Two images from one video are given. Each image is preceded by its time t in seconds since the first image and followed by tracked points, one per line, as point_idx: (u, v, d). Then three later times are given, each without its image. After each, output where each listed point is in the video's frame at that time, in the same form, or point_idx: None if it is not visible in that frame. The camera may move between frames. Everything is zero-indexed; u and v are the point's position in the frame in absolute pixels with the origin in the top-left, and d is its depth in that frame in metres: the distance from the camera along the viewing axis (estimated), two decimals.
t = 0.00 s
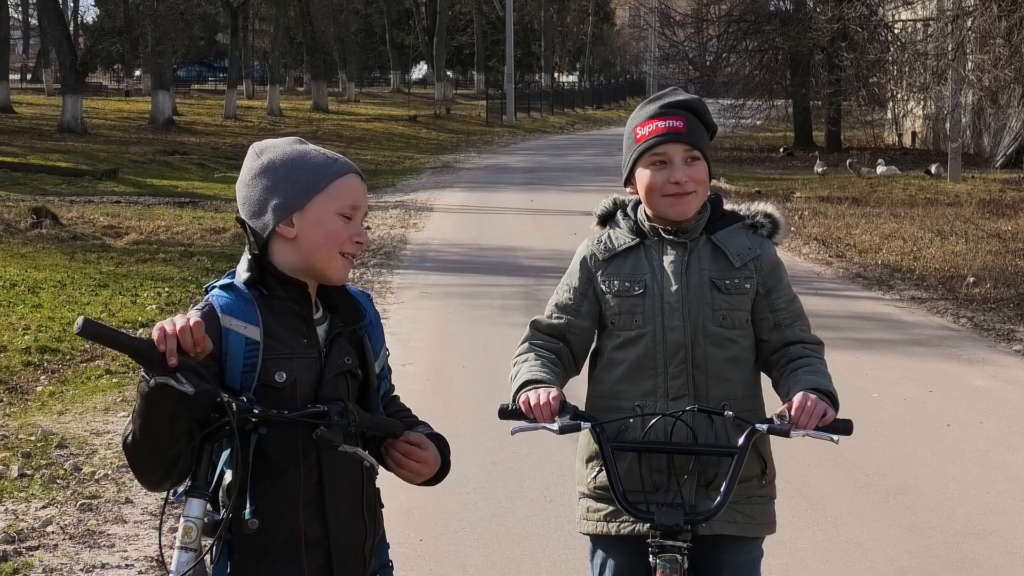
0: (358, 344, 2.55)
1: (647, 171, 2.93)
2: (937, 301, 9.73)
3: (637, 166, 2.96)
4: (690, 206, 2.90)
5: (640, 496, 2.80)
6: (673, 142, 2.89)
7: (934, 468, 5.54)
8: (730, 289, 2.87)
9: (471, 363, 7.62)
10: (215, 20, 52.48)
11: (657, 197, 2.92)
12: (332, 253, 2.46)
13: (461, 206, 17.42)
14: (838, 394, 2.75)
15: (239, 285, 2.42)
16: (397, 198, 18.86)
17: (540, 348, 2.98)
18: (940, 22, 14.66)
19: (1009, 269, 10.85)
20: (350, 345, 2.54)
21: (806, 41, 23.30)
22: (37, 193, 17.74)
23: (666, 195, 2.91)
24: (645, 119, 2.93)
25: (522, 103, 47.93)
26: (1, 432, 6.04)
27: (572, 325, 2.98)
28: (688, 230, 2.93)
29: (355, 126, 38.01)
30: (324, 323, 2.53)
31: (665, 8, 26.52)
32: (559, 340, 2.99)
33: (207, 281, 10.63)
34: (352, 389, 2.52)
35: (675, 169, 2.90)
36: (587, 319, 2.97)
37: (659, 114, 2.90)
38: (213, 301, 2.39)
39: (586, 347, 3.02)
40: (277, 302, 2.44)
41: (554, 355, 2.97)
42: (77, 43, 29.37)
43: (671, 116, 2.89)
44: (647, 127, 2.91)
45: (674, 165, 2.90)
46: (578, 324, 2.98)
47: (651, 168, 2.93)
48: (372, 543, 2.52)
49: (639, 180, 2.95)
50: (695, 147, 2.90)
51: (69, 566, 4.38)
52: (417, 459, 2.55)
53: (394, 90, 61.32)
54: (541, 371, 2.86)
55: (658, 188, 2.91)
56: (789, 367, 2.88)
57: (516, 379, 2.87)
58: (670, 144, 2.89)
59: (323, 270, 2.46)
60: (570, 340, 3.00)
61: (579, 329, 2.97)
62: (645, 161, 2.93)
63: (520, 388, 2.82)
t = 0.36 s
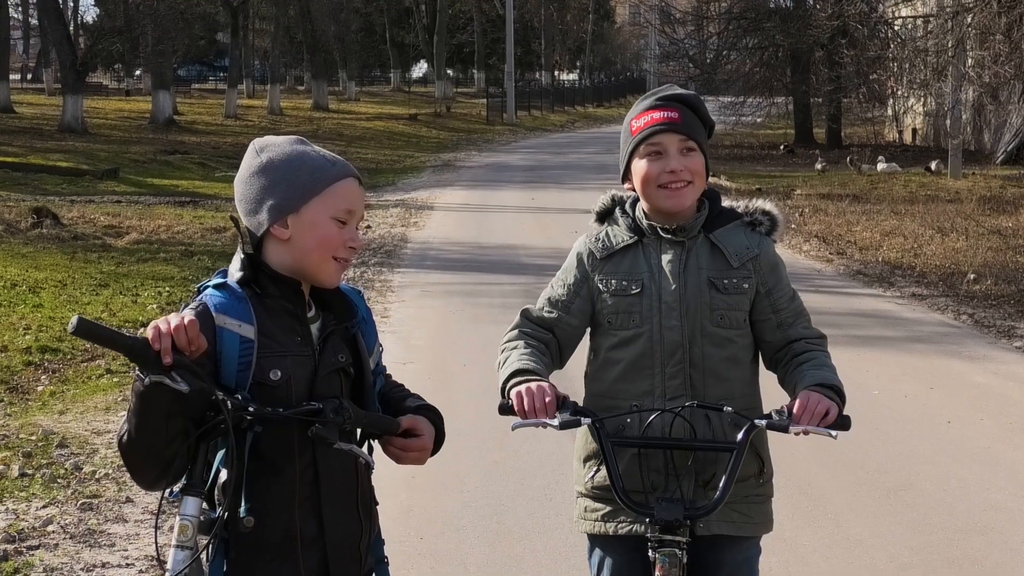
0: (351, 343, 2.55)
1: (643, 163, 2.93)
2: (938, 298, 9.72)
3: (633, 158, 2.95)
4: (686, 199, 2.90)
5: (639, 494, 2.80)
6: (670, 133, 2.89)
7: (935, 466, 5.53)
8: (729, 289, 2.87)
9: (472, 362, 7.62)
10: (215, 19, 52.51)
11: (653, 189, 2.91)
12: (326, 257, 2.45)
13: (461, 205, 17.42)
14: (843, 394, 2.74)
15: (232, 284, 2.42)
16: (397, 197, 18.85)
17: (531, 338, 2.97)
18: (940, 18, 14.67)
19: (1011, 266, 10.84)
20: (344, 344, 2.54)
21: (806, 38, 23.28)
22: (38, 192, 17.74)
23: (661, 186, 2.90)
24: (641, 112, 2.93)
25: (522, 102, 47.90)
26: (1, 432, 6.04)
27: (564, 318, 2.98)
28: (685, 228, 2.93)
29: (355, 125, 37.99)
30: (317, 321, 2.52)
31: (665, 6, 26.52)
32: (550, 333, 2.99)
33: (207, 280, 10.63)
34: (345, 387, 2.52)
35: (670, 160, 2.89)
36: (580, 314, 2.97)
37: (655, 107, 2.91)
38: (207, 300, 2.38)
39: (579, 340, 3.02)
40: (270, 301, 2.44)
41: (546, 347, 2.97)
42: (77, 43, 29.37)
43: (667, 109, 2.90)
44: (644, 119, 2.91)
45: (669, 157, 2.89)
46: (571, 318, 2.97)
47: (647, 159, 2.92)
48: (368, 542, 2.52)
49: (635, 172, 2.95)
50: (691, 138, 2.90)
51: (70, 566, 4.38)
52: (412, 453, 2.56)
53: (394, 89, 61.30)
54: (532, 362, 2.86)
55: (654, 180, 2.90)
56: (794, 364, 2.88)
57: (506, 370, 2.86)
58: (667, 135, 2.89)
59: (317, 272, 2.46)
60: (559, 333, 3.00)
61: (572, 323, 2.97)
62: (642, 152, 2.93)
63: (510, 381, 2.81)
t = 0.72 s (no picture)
0: (350, 342, 2.56)
1: (644, 166, 2.93)
2: (938, 297, 9.72)
3: (634, 161, 2.96)
4: (686, 201, 2.90)
5: (641, 494, 2.80)
6: (670, 136, 2.89)
7: (935, 465, 5.53)
8: (729, 287, 2.87)
9: (472, 362, 7.63)
10: (215, 19, 52.50)
11: (654, 191, 2.92)
12: (325, 261, 2.45)
13: (462, 204, 17.43)
14: (843, 397, 2.73)
15: (231, 285, 2.42)
16: (398, 196, 18.85)
17: (532, 338, 2.96)
18: (940, 16, 14.69)
19: (1011, 265, 10.84)
20: (342, 343, 2.54)
21: (806, 37, 23.25)
22: (38, 193, 17.76)
23: (661, 189, 2.91)
24: (642, 114, 2.94)
25: (523, 101, 47.89)
26: (2, 432, 6.04)
27: (565, 318, 2.97)
28: (686, 228, 2.93)
29: (356, 124, 37.97)
30: (316, 322, 2.52)
31: (665, 5, 26.54)
32: (553, 332, 2.98)
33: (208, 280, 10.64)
34: (344, 388, 2.52)
35: (671, 163, 2.90)
36: (582, 312, 2.96)
37: (656, 110, 2.91)
38: (205, 302, 2.38)
39: (580, 339, 3.02)
40: (268, 302, 2.44)
41: (548, 345, 2.96)
42: (77, 43, 29.38)
43: (669, 111, 2.90)
44: (645, 122, 2.91)
45: (669, 160, 2.90)
46: (573, 317, 2.97)
47: (648, 162, 2.92)
48: (367, 542, 2.52)
49: (636, 174, 2.95)
50: (692, 141, 2.90)
51: (71, 566, 4.38)
52: (409, 453, 2.56)
53: (394, 88, 61.26)
54: (531, 364, 2.85)
55: (655, 182, 2.91)
56: (794, 361, 2.88)
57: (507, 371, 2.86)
58: (668, 138, 2.90)
59: (316, 276, 2.46)
60: (562, 332, 2.99)
61: (574, 322, 2.97)
62: (642, 156, 2.93)
63: (510, 381, 2.81)
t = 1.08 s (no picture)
0: (354, 347, 2.56)
1: (648, 171, 2.94)
2: (939, 301, 9.73)
3: (639, 165, 2.96)
4: (690, 207, 2.91)
5: (641, 500, 2.81)
6: (675, 142, 2.90)
7: (937, 470, 5.53)
8: (731, 293, 2.88)
9: (474, 366, 7.63)
10: (217, 24, 52.56)
11: (658, 197, 2.92)
12: (331, 269, 2.46)
13: (463, 209, 17.44)
14: (843, 402, 2.73)
15: (235, 291, 2.42)
16: (399, 201, 18.85)
17: (531, 343, 2.97)
18: (940, 21, 14.72)
19: (1012, 269, 10.84)
20: (346, 349, 2.55)
21: (807, 41, 23.25)
22: (40, 197, 17.77)
23: (666, 195, 2.91)
24: (646, 119, 2.94)
25: (524, 106, 47.92)
26: (3, 437, 6.05)
27: (565, 323, 2.98)
28: (688, 233, 2.93)
29: (356, 129, 37.99)
30: (319, 327, 2.53)
31: (666, 10, 26.59)
32: (552, 336, 2.99)
33: (209, 284, 10.65)
34: (347, 393, 2.53)
35: (676, 169, 2.90)
36: (582, 316, 2.96)
37: (661, 115, 2.92)
38: (209, 308, 2.39)
39: (581, 343, 3.02)
40: (273, 308, 2.44)
41: (546, 350, 2.97)
42: (78, 47, 29.40)
43: (673, 117, 2.90)
44: (649, 127, 2.92)
45: (674, 166, 2.91)
46: (573, 321, 2.97)
47: (652, 167, 2.93)
48: (370, 548, 2.52)
49: (641, 179, 2.95)
50: (696, 146, 2.91)
51: (72, 571, 4.38)
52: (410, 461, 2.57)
53: (395, 93, 61.29)
54: (533, 369, 2.85)
55: (659, 187, 2.91)
56: (794, 365, 2.88)
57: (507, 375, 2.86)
58: (673, 144, 2.90)
59: (321, 284, 2.47)
60: (561, 336, 2.99)
61: (574, 326, 2.97)
62: (646, 161, 2.93)
63: (511, 387, 2.81)
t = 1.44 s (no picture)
0: (358, 350, 2.57)
1: (653, 179, 2.94)
2: (941, 309, 9.73)
3: (641, 174, 2.96)
4: (693, 213, 2.92)
5: (646, 506, 2.81)
6: (678, 149, 2.90)
7: (937, 478, 5.52)
8: (734, 299, 2.88)
9: (475, 371, 7.64)
10: (220, 27, 52.61)
11: (662, 205, 2.93)
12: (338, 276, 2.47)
13: (465, 213, 17.45)
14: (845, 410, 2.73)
15: (243, 293, 2.43)
16: (401, 205, 18.87)
17: (536, 350, 2.98)
18: (944, 30, 14.74)
19: (1013, 277, 10.85)
20: (351, 352, 2.55)
21: (810, 48, 23.27)
22: (42, 199, 17.78)
23: (670, 203, 2.92)
24: (649, 127, 2.94)
25: (527, 110, 47.97)
26: (5, 438, 6.05)
27: (570, 329, 2.98)
28: (692, 240, 2.94)
29: (359, 133, 38.02)
30: (324, 330, 2.53)
31: (669, 16, 26.61)
32: (554, 343, 3.00)
33: (211, 287, 10.66)
34: (352, 396, 2.54)
35: (679, 176, 2.91)
36: (585, 324, 2.97)
37: (662, 122, 2.92)
38: (218, 309, 2.39)
39: (584, 350, 3.03)
40: (281, 311, 2.45)
41: (552, 357, 2.98)
42: (82, 50, 29.41)
43: (675, 124, 2.91)
44: (652, 135, 2.92)
45: (677, 173, 2.91)
46: (576, 328, 2.98)
47: (655, 175, 2.94)
48: (375, 551, 2.53)
49: (643, 187, 2.96)
50: (699, 153, 2.91)
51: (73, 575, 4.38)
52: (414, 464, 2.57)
53: (398, 97, 61.33)
54: (538, 375, 2.86)
55: (663, 196, 2.93)
56: (796, 372, 2.88)
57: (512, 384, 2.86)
58: (676, 151, 2.90)
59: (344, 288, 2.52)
60: (564, 343, 3.00)
61: (577, 332, 2.97)
62: (649, 168, 2.94)
63: (516, 394, 2.82)
